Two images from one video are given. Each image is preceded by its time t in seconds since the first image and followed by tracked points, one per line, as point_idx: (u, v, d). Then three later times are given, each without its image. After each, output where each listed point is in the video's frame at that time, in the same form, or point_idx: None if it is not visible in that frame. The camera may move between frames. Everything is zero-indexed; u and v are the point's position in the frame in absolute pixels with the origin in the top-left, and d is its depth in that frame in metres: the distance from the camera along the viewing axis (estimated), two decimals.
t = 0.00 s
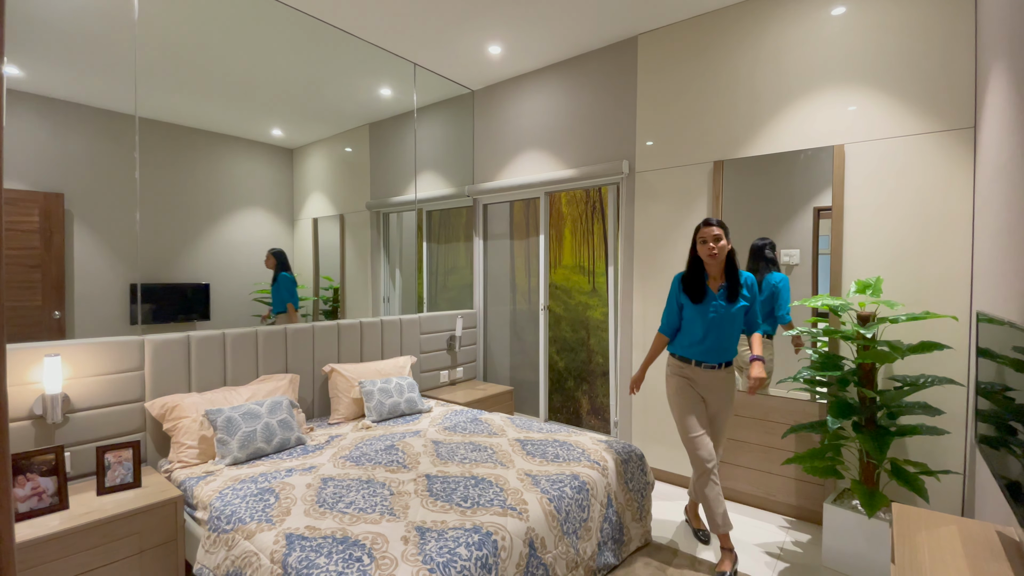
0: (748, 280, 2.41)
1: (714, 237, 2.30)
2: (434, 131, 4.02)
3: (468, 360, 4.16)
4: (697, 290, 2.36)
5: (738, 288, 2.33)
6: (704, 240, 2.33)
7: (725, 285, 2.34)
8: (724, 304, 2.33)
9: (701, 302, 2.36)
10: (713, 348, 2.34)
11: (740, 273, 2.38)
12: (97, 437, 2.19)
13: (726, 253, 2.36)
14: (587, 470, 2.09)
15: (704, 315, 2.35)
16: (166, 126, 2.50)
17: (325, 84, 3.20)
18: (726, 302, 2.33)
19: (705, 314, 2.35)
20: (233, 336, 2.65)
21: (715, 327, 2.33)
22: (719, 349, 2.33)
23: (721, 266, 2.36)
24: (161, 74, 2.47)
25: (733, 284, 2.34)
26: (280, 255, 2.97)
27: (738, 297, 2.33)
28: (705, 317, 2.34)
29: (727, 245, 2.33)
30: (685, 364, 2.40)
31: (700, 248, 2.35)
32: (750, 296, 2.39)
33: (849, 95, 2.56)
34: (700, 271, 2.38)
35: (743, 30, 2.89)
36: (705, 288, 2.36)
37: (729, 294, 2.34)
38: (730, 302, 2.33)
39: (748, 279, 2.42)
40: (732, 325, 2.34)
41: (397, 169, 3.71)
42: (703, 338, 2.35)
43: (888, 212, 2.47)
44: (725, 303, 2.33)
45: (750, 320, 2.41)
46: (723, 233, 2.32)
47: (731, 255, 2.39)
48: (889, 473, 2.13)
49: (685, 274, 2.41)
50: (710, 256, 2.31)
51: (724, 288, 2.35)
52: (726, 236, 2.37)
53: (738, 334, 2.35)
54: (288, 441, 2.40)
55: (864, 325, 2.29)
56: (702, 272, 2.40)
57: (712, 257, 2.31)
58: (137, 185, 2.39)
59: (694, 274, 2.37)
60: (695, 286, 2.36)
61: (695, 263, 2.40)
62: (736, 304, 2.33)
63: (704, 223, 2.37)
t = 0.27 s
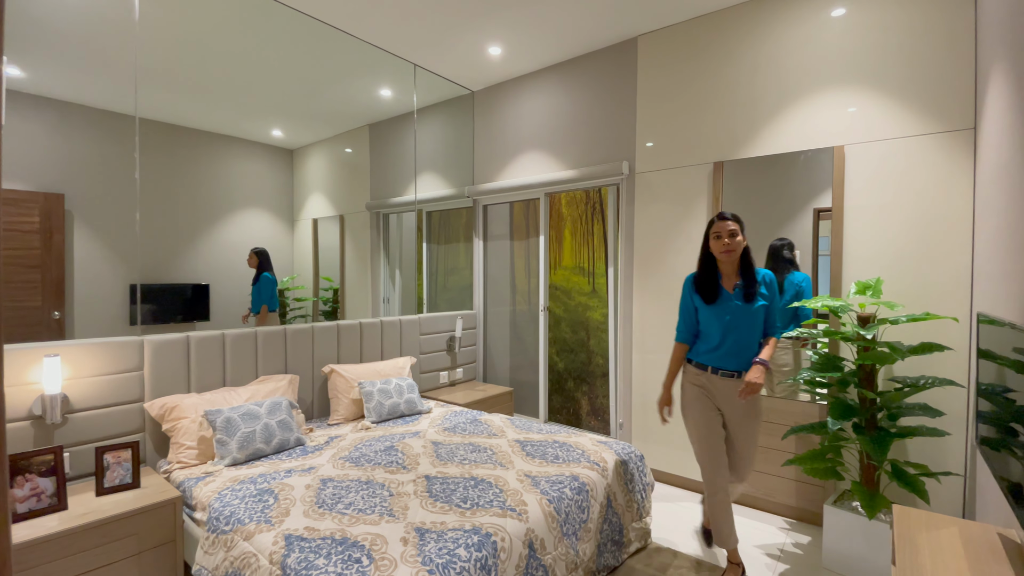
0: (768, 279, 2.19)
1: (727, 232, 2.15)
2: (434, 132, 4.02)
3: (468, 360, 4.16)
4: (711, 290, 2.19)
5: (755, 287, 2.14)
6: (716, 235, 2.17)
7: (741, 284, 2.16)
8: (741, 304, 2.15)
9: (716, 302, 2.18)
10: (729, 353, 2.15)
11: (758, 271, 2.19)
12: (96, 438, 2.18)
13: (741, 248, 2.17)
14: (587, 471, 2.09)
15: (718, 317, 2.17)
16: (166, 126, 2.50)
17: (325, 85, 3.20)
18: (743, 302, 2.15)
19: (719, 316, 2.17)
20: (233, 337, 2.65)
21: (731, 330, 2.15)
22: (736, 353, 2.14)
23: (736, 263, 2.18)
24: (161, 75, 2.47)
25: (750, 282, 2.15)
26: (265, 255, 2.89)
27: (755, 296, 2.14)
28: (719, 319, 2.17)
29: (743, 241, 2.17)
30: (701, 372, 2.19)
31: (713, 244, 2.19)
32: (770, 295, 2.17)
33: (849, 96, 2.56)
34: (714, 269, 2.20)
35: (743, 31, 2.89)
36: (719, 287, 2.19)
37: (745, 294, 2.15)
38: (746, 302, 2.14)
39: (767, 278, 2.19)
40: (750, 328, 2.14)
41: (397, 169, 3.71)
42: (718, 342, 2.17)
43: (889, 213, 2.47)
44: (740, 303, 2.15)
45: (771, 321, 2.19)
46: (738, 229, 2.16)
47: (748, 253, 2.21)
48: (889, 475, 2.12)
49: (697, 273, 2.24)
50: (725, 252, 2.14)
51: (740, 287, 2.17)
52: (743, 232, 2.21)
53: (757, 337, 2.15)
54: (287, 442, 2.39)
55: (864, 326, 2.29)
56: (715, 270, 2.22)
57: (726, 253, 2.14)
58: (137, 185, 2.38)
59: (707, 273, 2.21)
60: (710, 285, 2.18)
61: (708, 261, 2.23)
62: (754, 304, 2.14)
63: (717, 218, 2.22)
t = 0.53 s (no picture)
0: (783, 280, 2.05)
1: (739, 231, 2.01)
2: (435, 136, 4.03)
3: (469, 363, 4.16)
4: (721, 292, 2.06)
5: (768, 289, 2.00)
6: (727, 235, 2.04)
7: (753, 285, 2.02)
8: (753, 307, 2.01)
9: (726, 306, 2.05)
10: (739, 359, 2.01)
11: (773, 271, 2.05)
12: (97, 440, 2.19)
13: (755, 248, 2.03)
14: (587, 474, 2.09)
15: (728, 321, 2.04)
16: (169, 130, 2.51)
17: (326, 88, 3.22)
18: (756, 305, 2.01)
19: (729, 320, 2.04)
20: (234, 339, 2.66)
21: (741, 336, 2.02)
22: (747, 361, 2.00)
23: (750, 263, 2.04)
24: (164, 78, 2.49)
25: (763, 284, 2.01)
26: (249, 256, 2.83)
27: (769, 299, 2.00)
28: (729, 323, 2.04)
29: (757, 240, 2.03)
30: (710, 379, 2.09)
31: (723, 243, 2.06)
32: (784, 298, 2.03)
33: (849, 100, 2.57)
34: (724, 270, 2.07)
35: (743, 36, 2.90)
36: (730, 289, 2.05)
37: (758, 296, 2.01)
38: (758, 305, 2.01)
39: (782, 279, 2.06)
40: (762, 333, 2.00)
41: (398, 172, 3.72)
42: (728, 348, 2.04)
43: (889, 217, 2.48)
44: (752, 306, 2.02)
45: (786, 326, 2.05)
46: (751, 227, 2.02)
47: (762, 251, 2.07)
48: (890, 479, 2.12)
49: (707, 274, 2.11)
50: (737, 253, 2.00)
51: (752, 289, 2.03)
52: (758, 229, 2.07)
53: (771, 343, 2.01)
54: (288, 445, 2.40)
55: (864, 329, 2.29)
56: (727, 271, 2.09)
57: (739, 254, 2.00)
58: (139, 188, 2.39)
59: (717, 275, 2.08)
60: (719, 286, 2.06)
61: (718, 262, 2.10)
62: (767, 307, 2.00)
63: (728, 216, 2.08)
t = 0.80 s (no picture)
0: (812, 294, 1.94)
1: (759, 237, 1.97)
2: (435, 140, 4.05)
3: (468, 367, 4.17)
4: (740, 303, 2.02)
5: (793, 302, 1.92)
6: (747, 241, 2.01)
7: (775, 297, 1.96)
8: (775, 322, 1.95)
9: (746, 319, 2.01)
10: (759, 377, 1.96)
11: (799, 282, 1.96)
12: (96, 445, 2.18)
13: (777, 257, 1.98)
14: (587, 479, 2.09)
15: (749, 336, 1.99)
16: (170, 134, 2.52)
17: (327, 93, 3.23)
18: (778, 319, 1.94)
19: (750, 334, 1.99)
20: (233, 344, 2.66)
21: (762, 352, 1.95)
22: (768, 379, 1.94)
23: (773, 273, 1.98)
24: (166, 83, 2.50)
25: (787, 297, 1.93)
26: (225, 260, 2.73)
27: (794, 313, 1.92)
28: (749, 338, 1.98)
29: (779, 247, 1.98)
30: (730, 400, 2.06)
31: (744, 251, 2.02)
32: (812, 313, 1.92)
33: (847, 106, 2.58)
34: (744, 280, 2.04)
35: (742, 42, 2.92)
36: (750, 300, 2.02)
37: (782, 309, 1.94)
38: (781, 319, 1.93)
39: (811, 292, 1.94)
40: (786, 350, 1.92)
41: (398, 177, 3.73)
42: (748, 363, 1.99)
43: (887, 223, 2.49)
44: (775, 320, 1.95)
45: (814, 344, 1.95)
46: (773, 233, 1.98)
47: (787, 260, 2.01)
48: (889, 484, 2.12)
49: (727, 284, 2.08)
50: (756, 260, 1.97)
51: (774, 301, 1.97)
52: (781, 235, 2.01)
53: (796, 361, 1.92)
54: (287, 449, 2.39)
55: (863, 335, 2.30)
56: (748, 281, 2.05)
57: (759, 262, 1.96)
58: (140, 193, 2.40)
59: (736, 285, 2.04)
60: (740, 297, 2.01)
61: (739, 270, 2.06)
62: (791, 322, 1.93)
63: (749, 220, 2.05)
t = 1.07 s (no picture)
0: (848, 299, 1.64)
1: (786, 233, 1.68)
2: (433, 146, 4.07)
3: (466, 373, 4.17)
4: (761, 307, 1.75)
5: (824, 305, 1.63)
6: (772, 237, 1.72)
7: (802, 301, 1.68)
8: (802, 330, 1.67)
9: (767, 325, 1.74)
10: (778, 393, 1.69)
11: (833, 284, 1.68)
12: (94, 450, 2.18)
13: (806, 255, 1.69)
14: (584, 486, 2.09)
15: (768, 345, 1.73)
16: (170, 140, 2.53)
17: (327, 100, 3.25)
18: (806, 327, 1.67)
19: (770, 343, 1.72)
20: (232, 349, 2.66)
21: (785, 362, 1.69)
22: (790, 394, 1.66)
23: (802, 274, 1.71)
24: (167, 89, 2.52)
25: (815, 302, 1.65)
26: (201, 265, 2.64)
27: (825, 318, 1.63)
28: (769, 348, 1.72)
29: (810, 244, 1.69)
30: (747, 418, 1.78)
31: (769, 248, 1.73)
32: (845, 321, 1.63)
33: (841, 115, 2.61)
34: (768, 281, 1.76)
35: (738, 51, 2.96)
36: (774, 304, 1.74)
37: (809, 316, 1.66)
38: (809, 328, 1.65)
39: (847, 298, 1.65)
40: (813, 364, 1.64)
41: (397, 183, 3.75)
42: (765, 376, 1.73)
43: (882, 231, 2.51)
44: (802, 329, 1.67)
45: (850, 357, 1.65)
46: (804, 228, 1.68)
47: (820, 259, 1.71)
48: (884, 490, 2.13)
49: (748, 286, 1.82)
50: (783, 259, 1.69)
51: (801, 307, 1.69)
52: (813, 229, 1.72)
53: (825, 377, 1.63)
54: (285, 455, 2.39)
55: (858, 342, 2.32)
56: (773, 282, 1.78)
57: (785, 261, 1.68)
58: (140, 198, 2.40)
59: (760, 286, 1.76)
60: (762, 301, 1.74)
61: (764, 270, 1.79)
62: (821, 331, 1.64)
63: (774, 215, 1.76)
